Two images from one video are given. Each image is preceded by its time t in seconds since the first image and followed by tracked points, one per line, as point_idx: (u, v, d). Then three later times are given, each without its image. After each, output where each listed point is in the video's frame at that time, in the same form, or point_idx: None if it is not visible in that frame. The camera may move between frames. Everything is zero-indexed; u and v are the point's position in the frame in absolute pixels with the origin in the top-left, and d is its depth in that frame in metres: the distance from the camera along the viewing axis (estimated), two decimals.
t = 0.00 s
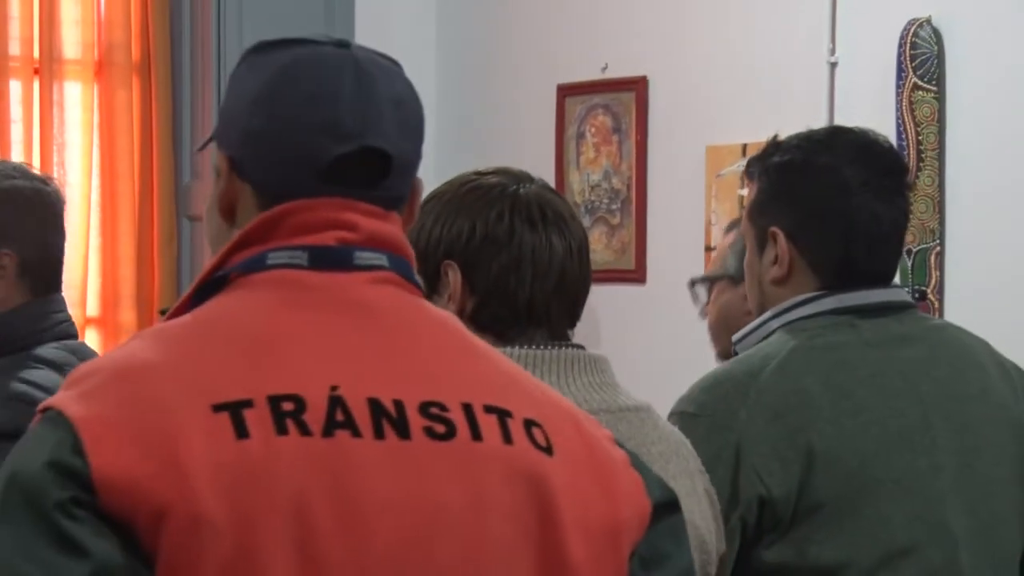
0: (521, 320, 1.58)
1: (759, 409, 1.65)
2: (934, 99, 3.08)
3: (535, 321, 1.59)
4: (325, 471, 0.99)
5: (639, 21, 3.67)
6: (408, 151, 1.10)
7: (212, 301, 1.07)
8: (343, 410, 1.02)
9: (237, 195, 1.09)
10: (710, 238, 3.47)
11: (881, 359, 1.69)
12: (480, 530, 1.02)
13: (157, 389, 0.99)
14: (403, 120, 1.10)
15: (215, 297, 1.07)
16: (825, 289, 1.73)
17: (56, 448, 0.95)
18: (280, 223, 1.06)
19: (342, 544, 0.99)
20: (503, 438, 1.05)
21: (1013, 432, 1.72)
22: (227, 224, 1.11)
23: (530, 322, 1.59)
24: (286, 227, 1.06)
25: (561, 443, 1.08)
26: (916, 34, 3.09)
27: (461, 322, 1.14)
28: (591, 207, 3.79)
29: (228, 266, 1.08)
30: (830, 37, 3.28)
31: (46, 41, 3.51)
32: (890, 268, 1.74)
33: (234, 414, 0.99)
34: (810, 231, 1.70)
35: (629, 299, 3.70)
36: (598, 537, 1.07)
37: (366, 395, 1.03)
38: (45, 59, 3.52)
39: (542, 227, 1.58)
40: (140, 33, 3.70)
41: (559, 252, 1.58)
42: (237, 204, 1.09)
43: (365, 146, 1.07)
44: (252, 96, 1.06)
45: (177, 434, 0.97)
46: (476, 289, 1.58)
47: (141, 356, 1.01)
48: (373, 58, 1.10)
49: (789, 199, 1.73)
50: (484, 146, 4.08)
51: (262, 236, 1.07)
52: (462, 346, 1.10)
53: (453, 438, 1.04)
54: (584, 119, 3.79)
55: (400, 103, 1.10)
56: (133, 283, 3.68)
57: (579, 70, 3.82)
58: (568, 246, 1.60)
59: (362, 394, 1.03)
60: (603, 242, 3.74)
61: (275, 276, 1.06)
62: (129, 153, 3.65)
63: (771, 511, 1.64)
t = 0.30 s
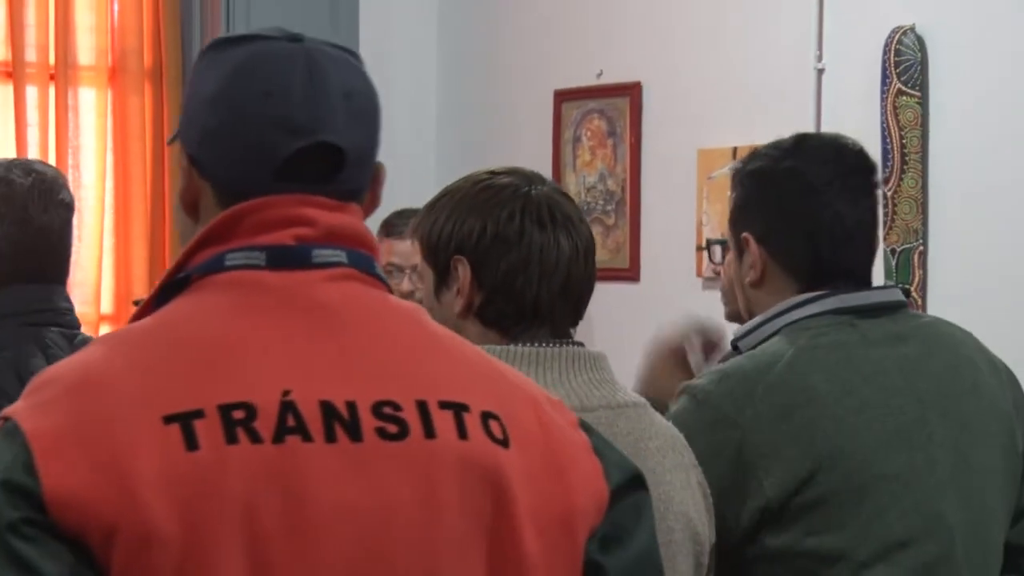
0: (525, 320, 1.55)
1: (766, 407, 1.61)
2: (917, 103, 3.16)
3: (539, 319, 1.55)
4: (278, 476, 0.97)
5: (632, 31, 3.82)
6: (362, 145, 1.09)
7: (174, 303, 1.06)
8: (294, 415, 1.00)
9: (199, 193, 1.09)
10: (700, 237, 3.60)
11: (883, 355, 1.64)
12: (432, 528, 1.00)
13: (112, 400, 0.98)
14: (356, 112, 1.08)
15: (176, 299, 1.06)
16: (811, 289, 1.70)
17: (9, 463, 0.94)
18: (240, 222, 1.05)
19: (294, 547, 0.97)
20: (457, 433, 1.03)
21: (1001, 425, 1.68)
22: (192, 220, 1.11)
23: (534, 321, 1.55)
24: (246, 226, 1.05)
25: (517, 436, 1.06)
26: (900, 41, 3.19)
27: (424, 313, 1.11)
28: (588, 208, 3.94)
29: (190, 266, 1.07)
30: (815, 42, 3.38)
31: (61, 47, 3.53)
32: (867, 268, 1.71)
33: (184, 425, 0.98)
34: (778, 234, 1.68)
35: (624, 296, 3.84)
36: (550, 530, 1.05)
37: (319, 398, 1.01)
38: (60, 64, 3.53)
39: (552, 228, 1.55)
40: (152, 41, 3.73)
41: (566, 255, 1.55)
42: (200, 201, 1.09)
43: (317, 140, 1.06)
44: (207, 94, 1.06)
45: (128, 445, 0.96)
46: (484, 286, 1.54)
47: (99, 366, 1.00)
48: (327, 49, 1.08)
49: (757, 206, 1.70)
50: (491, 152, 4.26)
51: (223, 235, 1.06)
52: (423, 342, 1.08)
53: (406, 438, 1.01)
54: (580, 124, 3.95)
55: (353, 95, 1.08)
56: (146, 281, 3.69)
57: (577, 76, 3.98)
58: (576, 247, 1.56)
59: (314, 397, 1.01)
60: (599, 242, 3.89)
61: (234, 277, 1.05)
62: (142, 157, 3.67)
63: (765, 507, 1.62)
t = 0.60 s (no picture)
0: (540, 315, 1.47)
1: (765, 402, 1.57)
2: (901, 110, 3.07)
3: (554, 316, 1.47)
4: (242, 481, 0.95)
5: (625, 40, 3.90)
6: (330, 150, 1.05)
7: (152, 307, 1.02)
8: (261, 419, 0.97)
9: (176, 199, 1.06)
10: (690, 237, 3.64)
11: (878, 354, 1.59)
12: (400, 528, 0.98)
13: (84, 407, 0.94)
14: (326, 118, 1.05)
15: (153, 303, 1.02)
16: (828, 292, 1.64)
17: None
18: (214, 228, 1.02)
19: (260, 551, 0.95)
20: (424, 431, 1.00)
21: (988, 418, 1.64)
22: (171, 223, 1.08)
23: (548, 318, 1.47)
24: (221, 232, 1.02)
25: (486, 433, 1.03)
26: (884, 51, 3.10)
27: (399, 310, 1.08)
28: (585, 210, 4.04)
29: (166, 272, 1.04)
30: (804, 51, 3.33)
31: (79, 56, 3.73)
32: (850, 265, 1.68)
33: (152, 431, 0.95)
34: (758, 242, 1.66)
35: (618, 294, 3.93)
36: (519, 523, 1.03)
37: (286, 401, 0.97)
38: (77, 73, 3.72)
39: (566, 227, 1.46)
40: (166, 51, 3.91)
41: (580, 254, 1.46)
42: (178, 206, 1.06)
43: (288, 149, 1.02)
44: (183, 97, 1.02)
45: (97, 452, 0.93)
46: (499, 282, 1.46)
47: (79, 370, 0.96)
48: (299, 54, 1.05)
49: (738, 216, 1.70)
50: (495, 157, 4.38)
51: (200, 241, 1.02)
52: (394, 339, 1.04)
53: (373, 438, 0.98)
54: (577, 128, 4.05)
55: (323, 101, 1.05)
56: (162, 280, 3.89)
57: (576, 83, 4.08)
58: (590, 247, 1.47)
59: (282, 400, 0.98)
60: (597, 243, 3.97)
61: (208, 281, 1.01)
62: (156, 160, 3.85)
63: (756, 496, 1.60)
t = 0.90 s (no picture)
0: (545, 310, 1.48)
1: (765, 398, 1.57)
2: (887, 116, 3.16)
3: (559, 309, 1.49)
4: (234, 471, 0.97)
5: (620, 48, 3.99)
6: (319, 148, 1.07)
7: (150, 299, 1.04)
8: (255, 409, 0.98)
9: (175, 199, 1.08)
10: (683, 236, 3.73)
11: (874, 351, 1.60)
12: (390, 522, 0.99)
13: (82, 397, 0.96)
14: (318, 121, 1.07)
15: (152, 295, 1.04)
16: (830, 291, 1.66)
17: None
18: (213, 226, 1.04)
19: (253, 542, 0.96)
20: (414, 421, 1.02)
21: (979, 413, 1.65)
22: (171, 222, 1.10)
23: (553, 313, 1.49)
24: (220, 230, 1.04)
25: (474, 422, 1.05)
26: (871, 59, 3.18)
27: (391, 303, 1.10)
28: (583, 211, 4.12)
29: (166, 266, 1.06)
30: (793, 60, 3.42)
31: (95, 65, 3.84)
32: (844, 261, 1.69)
33: (150, 422, 0.96)
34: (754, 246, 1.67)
35: (612, 292, 4.01)
36: (506, 509, 1.04)
37: (278, 392, 0.99)
38: (93, 80, 3.84)
39: (567, 225, 1.48)
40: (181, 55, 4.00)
41: (581, 251, 1.48)
42: (177, 206, 1.09)
43: (277, 151, 1.05)
44: (180, 97, 1.06)
45: (98, 441, 0.94)
46: (505, 279, 1.48)
47: (68, 366, 0.97)
48: (291, 58, 1.08)
49: (733, 218, 1.71)
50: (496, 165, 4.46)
51: (197, 237, 1.05)
52: (384, 332, 1.06)
53: (364, 428, 1.00)
54: (575, 134, 4.14)
55: (315, 103, 1.08)
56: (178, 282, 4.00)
57: (574, 91, 4.16)
58: (591, 243, 1.49)
59: (275, 390, 0.99)
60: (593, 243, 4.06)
61: (205, 276, 1.04)
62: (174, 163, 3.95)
63: (756, 488, 1.60)
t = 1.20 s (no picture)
0: (529, 305, 1.51)
1: (760, 387, 1.63)
2: (876, 119, 3.14)
3: (543, 305, 1.51)
4: (253, 475, 1.00)
5: (615, 53, 3.97)
6: (336, 153, 1.11)
7: (169, 305, 1.07)
8: (274, 413, 1.01)
9: (192, 203, 1.11)
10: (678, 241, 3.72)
11: (862, 346, 1.67)
12: (406, 523, 1.02)
13: (104, 402, 0.99)
14: (332, 126, 1.11)
15: (172, 301, 1.07)
16: (818, 286, 1.72)
17: (6, 464, 0.96)
18: (230, 232, 1.07)
19: (274, 545, 0.99)
20: (427, 425, 1.05)
21: (965, 407, 1.72)
22: (186, 226, 1.13)
23: (537, 307, 1.51)
24: (238, 235, 1.07)
25: (485, 424, 1.08)
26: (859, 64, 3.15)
27: (406, 310, 1.14)
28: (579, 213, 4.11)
29: (184, 271, 1.09)
30: (784, 64, 3.39)
31: (108, 68, 3.71)
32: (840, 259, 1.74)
33: (171, 425, 0.99)
34: (754, 243, 1.72)
35: (608, 295, 4.00)
36: (514, 509, 1.08)
37: (296, 397, 1.02)
38: (105, 85, 3.71)
39: (548, 222, 1.52)
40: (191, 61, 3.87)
41: (564, 248, 1.51)
42: (193, 210, 1.11)
43: (297, 155, 1.08)
44: (198, 103, 1.08)
45: (120, 446, 0.97)
46: (489, 276, 1.52)
47: (90, 370, 1.01)
48: (304, 64, 1.11)
49: (734, 216, 1.74)
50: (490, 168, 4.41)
51: (214, 242, 1.08)
52: (398, 338, 1.09)
53: (378, 432, 1.03)
54: (573, 137, 4.12)
55: (329, 109, 1.11)
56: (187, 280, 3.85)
57: (571, 93, 4.13)
58: (574, 241, 1.52)
59: (293, 395, 1.03)
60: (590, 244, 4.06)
61: (223, 281, 1.07)
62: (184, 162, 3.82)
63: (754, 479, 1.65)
